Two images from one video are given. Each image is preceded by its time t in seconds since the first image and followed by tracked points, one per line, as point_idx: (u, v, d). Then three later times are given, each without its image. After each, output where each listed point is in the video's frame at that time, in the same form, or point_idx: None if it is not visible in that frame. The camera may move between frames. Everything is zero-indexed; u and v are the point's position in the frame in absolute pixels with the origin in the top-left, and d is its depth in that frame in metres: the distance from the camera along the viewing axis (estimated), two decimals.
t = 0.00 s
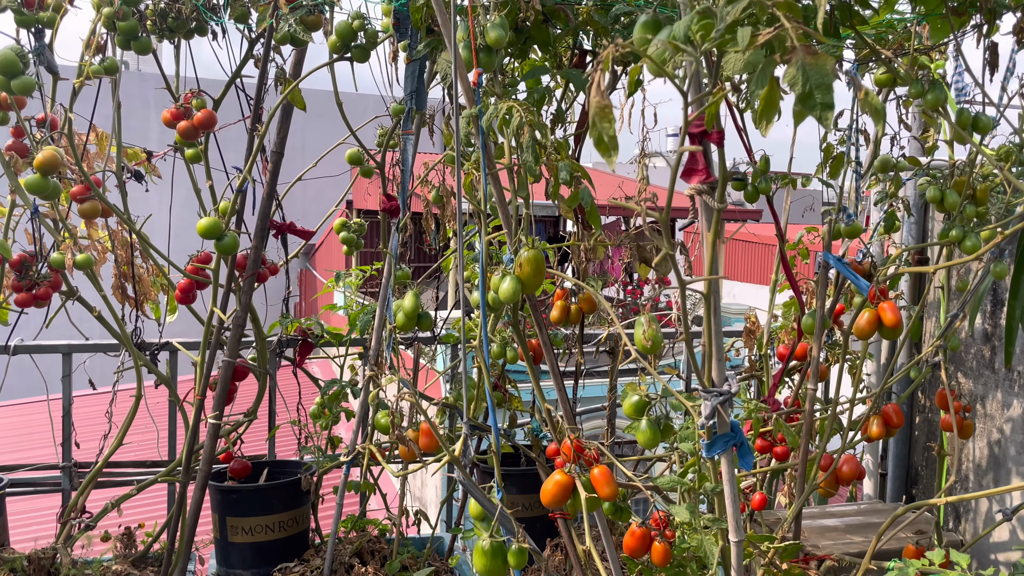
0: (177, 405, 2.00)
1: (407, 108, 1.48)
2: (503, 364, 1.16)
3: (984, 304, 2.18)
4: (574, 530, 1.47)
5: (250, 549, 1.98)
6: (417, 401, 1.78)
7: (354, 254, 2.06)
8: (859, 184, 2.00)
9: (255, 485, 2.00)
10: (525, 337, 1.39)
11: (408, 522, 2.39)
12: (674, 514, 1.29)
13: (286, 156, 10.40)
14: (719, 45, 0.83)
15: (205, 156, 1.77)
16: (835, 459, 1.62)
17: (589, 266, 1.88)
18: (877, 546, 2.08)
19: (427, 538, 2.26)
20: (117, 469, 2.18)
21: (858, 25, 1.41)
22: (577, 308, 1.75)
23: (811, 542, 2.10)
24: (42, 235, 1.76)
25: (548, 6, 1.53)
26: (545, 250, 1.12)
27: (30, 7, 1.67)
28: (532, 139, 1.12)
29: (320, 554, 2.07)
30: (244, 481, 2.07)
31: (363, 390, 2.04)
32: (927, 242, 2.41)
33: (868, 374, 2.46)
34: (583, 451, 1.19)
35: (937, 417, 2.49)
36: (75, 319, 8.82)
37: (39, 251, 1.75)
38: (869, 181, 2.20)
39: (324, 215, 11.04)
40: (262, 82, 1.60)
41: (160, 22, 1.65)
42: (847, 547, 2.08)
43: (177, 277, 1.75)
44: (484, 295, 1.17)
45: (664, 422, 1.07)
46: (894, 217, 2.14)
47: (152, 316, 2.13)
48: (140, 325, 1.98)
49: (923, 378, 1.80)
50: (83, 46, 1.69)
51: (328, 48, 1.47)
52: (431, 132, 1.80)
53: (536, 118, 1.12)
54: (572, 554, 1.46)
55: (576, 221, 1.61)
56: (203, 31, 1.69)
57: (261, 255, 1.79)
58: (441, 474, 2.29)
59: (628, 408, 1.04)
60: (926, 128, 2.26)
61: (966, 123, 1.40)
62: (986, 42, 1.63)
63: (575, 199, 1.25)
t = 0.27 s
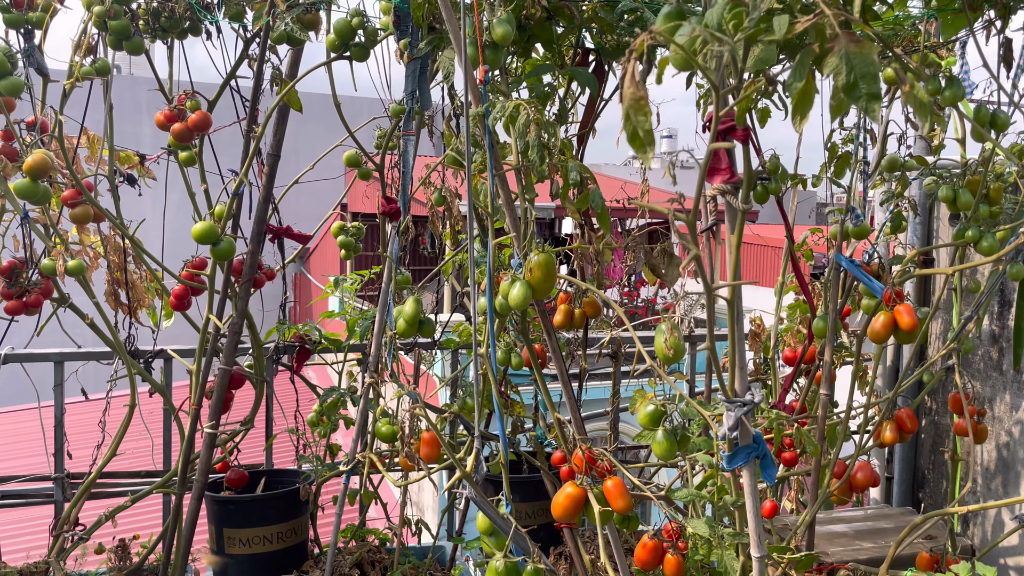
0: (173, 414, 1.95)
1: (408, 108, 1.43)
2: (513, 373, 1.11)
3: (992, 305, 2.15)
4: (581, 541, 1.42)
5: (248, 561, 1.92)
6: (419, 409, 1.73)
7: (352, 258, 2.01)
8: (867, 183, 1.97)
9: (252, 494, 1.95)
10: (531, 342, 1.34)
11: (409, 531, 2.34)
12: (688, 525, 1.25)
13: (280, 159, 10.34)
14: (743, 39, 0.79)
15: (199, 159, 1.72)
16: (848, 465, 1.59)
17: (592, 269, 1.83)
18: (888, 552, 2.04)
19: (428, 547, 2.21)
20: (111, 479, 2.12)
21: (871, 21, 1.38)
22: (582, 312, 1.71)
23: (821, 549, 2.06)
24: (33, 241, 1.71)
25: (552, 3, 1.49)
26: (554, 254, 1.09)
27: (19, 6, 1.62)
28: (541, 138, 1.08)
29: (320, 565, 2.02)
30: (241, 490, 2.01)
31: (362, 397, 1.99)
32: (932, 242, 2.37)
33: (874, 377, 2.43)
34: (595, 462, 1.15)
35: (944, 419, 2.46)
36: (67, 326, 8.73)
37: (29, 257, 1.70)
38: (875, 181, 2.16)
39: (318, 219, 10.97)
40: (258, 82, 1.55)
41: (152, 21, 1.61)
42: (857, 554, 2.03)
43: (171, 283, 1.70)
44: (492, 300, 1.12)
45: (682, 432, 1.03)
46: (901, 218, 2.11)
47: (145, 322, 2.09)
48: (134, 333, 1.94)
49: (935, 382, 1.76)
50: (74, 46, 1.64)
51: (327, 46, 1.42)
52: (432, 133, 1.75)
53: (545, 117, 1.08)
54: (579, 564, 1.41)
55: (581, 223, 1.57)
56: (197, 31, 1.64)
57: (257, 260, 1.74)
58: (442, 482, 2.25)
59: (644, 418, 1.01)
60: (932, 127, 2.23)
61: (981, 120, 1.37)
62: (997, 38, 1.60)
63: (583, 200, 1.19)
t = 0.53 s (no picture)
0: (171, 419, 1.91)
1: (411, 107, 1.40)
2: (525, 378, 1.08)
3: (1001, 307, 2.12)
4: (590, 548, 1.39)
5: (248, 569, 1.88)
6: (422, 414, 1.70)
7: (353, 260, 1.97)
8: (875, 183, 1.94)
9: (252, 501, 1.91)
10: (540, 346, 1.30)
11: (410, 537, 2.30)
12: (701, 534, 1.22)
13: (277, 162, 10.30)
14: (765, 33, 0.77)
15: (197, 161, 1.69)
16: (861, 471, 1.57)
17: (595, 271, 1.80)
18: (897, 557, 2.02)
19: (430, 553, 2.17)
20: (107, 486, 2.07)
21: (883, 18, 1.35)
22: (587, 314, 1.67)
23: (829, 554, 2.03)
24: (27, 244, 1.68)
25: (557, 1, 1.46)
26: (564, 256, 1.06)
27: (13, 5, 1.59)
28: (551, 137, 1.05)
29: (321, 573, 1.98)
30: (241, 497, 1.97)
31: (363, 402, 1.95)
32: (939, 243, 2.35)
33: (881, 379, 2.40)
34: (608, 470, 1.12)
35: (951, 422, 2.43)
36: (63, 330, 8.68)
37: (24, 260, 1.66)
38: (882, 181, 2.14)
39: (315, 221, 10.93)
40: (257, 82, 1.52)
41: (149, 20, 1.57)
42: (866, 559, 2.01)
43: (169, 286, 1.66)
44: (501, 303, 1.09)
45: (698, 439, 1.00)
46: (908, 218, 2.08)
47: (144, 327, 2.05)
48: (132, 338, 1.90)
49: (947, 385, 1.74)
50: (69, 46, 1.61)
51: (328, 44, 1.39)
52: (434, 133, 1.72)
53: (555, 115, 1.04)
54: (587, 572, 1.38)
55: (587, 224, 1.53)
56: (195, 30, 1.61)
57: (257, 263, 1.71)
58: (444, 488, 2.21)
59: (658, 425, 0.98)
60: (939, 127, 2.20)
61: (998, 118, 1.34)
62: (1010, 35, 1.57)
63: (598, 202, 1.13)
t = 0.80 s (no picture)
0: (175, 422, 1.87)
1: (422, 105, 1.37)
2: (541, 381, 1.06)
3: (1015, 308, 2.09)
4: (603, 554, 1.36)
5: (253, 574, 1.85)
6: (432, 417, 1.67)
7: (360, 260, 1.94)
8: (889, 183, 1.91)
9: (257, 505, 1.87)
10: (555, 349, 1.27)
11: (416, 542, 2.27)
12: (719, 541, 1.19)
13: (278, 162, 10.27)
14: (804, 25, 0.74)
15: (202, 160, 1.66)
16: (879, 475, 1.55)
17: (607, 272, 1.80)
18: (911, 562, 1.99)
19: (437, 557, 2.13)
20: (109, 489, 2.04)
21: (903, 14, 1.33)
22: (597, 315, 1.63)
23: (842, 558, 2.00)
24: (30, 245, 1.65)
25: None
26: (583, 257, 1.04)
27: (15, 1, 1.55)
28: (570, 134, 1.02)
29: None
30: (245, 501, 1.93)
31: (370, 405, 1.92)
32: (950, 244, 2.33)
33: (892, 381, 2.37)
34: (627, 476, 1.10)
35: (963, 424, 2.41)
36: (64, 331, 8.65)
37: (26, 260, 1.63)
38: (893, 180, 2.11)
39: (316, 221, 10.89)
40: (264, 79, 1.49)
41: (154, 16, 1.53)
42: (879, 563, 1.98)
43: (174, 287, 1.63)
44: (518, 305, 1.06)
45: (722, 445, 0.98)
46: (920, 219, 2.06)
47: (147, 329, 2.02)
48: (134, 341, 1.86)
49: (965, 387, 1.71)
50: (73, 43, 1.58)
51: (338, 40, 1.37)
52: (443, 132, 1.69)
53: (575, 112, 1.01)
54: None
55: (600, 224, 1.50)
56: (200, 26, 1.57)
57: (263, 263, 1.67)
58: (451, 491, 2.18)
59: (682, 431, 0.98)
60: (950, 127, 2.18)
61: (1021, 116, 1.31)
62: None
63: (616, 201, 1.10)
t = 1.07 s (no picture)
0: (185, 422, 1.85)
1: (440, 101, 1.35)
2: (564, 384, 1.03)
3: None
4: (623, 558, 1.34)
5: None
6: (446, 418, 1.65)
7: (372, 259, 1.91)
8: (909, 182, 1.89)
9: (268, 506, 1.85)
10: (575, 350, 1.25)
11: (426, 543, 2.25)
12: (741, 546, 1.18)
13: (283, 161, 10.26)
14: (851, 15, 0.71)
15: (214, 158, 1.63)
16: (901, 480, 1.52)
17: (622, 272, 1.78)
18: (928, 567, 1.97)
19: (448, 558, 2.11)
20: (118, 489, 2.01)
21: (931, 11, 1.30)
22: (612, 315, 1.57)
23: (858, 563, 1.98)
24: (40, 243, 1.63)
25: None
26: (609, 255, 1.02)
27: None
28: (596, 131, 0.99)
29: None
30: (256, 501, 1.92)
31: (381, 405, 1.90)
32: (968, 245, 2.30)
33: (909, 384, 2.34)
34: (651, 481, 1.08)
35: (980, 428, 2.38)
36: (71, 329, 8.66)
37: (36, 258, 1.61)
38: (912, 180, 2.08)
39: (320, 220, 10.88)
40: (279, 75, 1.47)
41: (166, 11, 1.48)
42: (896, 568, 1.95)
43: (185, 286, 1.61)
44: (541, 305, 1.04)
45: (753, 451, 0.97)
46: (939, 219, 2.03)
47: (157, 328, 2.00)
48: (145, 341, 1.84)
49: (988, 390, 1.68)
50: (84, 38, 1.56)
51: (355, 35, 1.35)
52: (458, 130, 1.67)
53: (602, 108, 0.99)
54: None
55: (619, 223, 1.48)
56: (213, 21, 1.55)
57: (275, 262, 1.65)
58: (462, 492, 2.15)
59: (711, 434, 0.97)
60: (969, 126, 2.15)
61: None
62: None
63: (642, 199, 1.08)
